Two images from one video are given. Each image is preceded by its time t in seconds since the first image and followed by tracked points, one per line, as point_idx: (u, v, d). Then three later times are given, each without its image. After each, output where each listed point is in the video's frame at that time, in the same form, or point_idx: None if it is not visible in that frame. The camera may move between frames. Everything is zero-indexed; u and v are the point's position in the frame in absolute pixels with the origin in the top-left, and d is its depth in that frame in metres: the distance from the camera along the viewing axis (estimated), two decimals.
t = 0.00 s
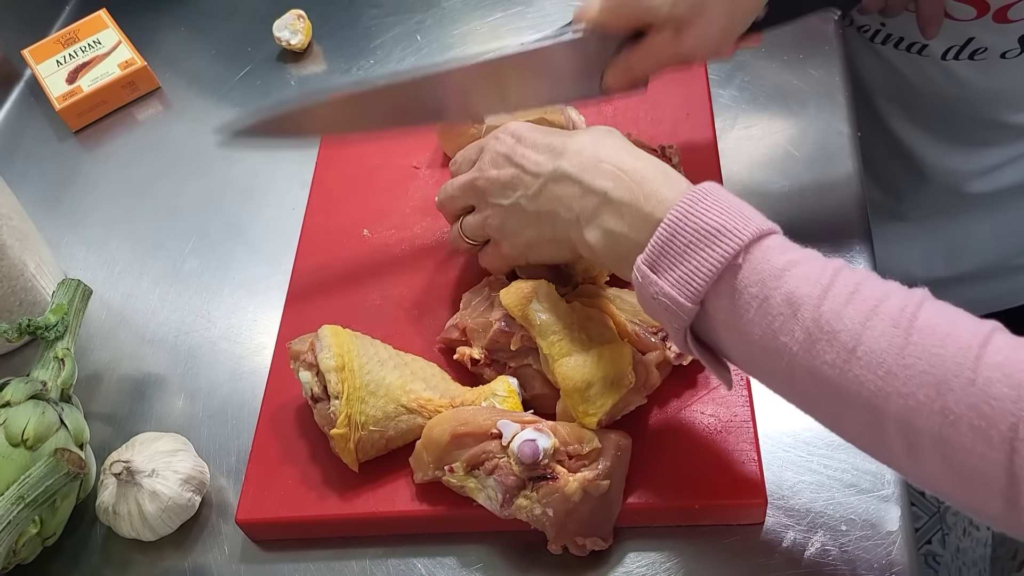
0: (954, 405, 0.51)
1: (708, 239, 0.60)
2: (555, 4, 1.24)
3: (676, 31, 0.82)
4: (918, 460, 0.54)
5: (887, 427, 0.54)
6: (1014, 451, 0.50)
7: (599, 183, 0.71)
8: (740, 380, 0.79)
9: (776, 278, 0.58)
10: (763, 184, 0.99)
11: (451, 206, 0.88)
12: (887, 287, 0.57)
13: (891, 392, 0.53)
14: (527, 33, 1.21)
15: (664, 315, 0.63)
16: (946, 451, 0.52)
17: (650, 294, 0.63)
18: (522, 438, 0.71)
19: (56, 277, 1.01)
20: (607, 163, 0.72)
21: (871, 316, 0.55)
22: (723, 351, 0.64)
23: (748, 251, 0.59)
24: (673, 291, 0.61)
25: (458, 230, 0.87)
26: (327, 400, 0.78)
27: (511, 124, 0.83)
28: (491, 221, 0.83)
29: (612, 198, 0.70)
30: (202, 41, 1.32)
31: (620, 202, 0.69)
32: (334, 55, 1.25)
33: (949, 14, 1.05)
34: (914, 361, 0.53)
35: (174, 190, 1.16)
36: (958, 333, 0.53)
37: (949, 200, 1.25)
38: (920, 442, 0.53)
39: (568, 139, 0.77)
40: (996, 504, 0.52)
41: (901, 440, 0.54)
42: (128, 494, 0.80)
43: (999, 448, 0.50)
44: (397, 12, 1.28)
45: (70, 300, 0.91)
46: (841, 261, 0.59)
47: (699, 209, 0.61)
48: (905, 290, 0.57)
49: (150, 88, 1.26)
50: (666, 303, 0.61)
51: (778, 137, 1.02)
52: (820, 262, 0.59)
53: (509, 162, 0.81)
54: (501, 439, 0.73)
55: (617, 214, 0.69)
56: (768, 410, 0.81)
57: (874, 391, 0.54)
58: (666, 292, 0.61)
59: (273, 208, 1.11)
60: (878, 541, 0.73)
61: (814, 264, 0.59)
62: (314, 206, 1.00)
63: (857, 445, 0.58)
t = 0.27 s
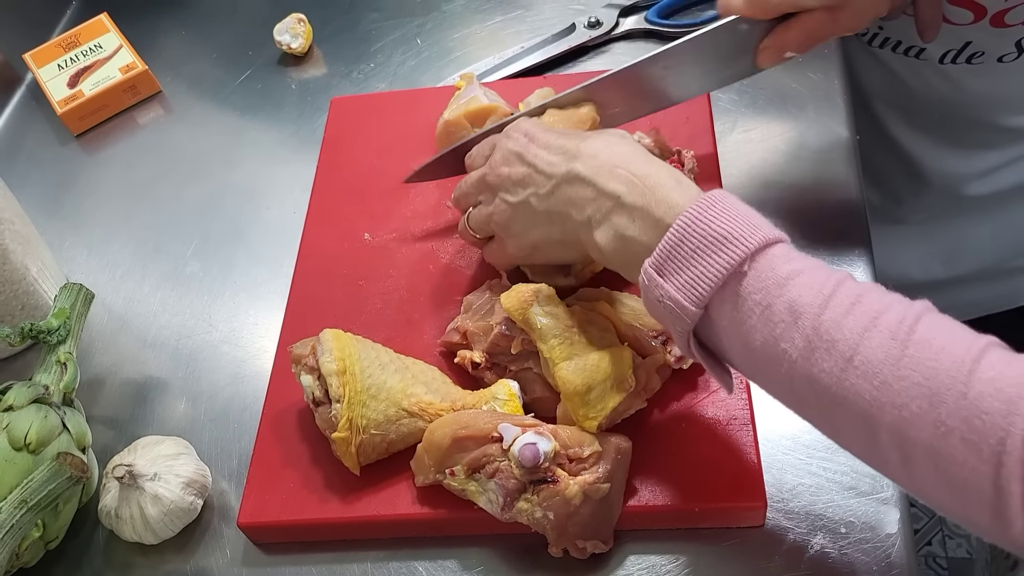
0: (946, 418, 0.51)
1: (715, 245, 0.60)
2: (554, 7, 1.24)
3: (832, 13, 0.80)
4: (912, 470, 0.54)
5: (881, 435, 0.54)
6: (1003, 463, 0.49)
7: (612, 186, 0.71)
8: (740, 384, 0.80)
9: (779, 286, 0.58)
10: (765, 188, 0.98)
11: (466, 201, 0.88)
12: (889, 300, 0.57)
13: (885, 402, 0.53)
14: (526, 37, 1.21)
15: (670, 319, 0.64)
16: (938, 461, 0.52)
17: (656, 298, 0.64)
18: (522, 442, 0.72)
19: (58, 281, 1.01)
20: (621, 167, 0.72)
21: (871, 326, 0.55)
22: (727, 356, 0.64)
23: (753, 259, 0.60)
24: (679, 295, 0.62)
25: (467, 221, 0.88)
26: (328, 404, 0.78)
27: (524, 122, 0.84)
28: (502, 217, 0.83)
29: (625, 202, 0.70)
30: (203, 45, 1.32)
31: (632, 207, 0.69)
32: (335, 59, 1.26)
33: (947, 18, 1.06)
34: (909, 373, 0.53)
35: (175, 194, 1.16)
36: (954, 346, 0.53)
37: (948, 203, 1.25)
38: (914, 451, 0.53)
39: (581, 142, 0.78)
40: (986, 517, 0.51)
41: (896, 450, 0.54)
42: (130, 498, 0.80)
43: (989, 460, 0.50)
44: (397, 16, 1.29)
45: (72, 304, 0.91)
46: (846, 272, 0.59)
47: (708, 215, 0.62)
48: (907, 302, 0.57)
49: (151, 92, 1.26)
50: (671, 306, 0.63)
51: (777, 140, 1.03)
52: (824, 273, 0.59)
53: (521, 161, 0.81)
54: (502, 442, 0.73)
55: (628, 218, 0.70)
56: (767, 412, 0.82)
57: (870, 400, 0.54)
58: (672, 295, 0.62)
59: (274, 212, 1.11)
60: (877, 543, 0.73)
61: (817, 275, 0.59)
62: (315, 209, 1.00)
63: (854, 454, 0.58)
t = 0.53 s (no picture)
0: (946, 420, 0.52)
1: (716, 252, 0.62)
2: (559, 14, 1.24)
3: (659, 124, 0.91)
4: (911, 473, 0.55)
5: (884, 439, 0.55)
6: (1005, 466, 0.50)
7: (614, 196, 0.72)
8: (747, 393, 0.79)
9: (780, 290, 0.60)
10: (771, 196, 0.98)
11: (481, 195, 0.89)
12: (888, 301, 0.58)
13: (886, 404, 0.55)
14: (531, 44, 1.21)
15: (672, 324, 0.65)
16: (940, 464, 0.53)
17: (658, 304, 0.65)
18: (529, 451, 0.71)
19: (62, 289, 1.01)
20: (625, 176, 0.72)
21: (869, 329, 0.57)
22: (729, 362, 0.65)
23: (753, 264, 0.61)
24: (680, 301, 0.63)
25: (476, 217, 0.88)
26: (333, 413, 0.78)
27: (539, 124, 0.83)
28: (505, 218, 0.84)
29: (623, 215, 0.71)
30: (206, 52, 1.32)
31: (634, 218, 0.70)
32: (339, 66, 1.26)
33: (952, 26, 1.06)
34: (908, 376, 0.54)
35: (179, 203, 1.16)
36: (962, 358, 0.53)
37: (952, 211, 1.24)
38: (915, 455, 0.54)
39: (589, 146, 0.77)
40: (987, 518, 0.53)
41: (896, 454, 0.55)
42: (135, 508, 0.80)
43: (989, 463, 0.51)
44: (401, 23, 1.29)
45: (76, 313, 0.91)
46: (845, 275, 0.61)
47: (708, 222, 0.63)
48: (904, 305, 0.58)
49: (155, 100, 1.26)
50: (672, 312, 0.64)
51: (784, 148, 1.02)
52: (824, 277, 0.61)
53: (530, 161, 0.81)
54: (508, 452, 0.72)
55: (627, 228, 0.71)
56: (776, 421, 0.81)
57: (871, 403, 0.55)
58: (673, 302, 0.63)
59: (278, 220, 1.11)
60: (888, 553, 0.72)
61: (817, 279, 0.60)
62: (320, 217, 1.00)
63: (857, 455, 0.59)
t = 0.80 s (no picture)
0: (991, 462, 0.48)
1: (731, 287, 0.58)
2: (562, 27, 1.24)
3: (763, 94, 0.89)
4: (952, 520, 0.51)
5: (919, 485, 0.52)
6: None
7: (621, 230, 0.69)
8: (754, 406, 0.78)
9: (803, 327, 0.56)
10: (776, 209, 0.98)
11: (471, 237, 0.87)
12: (917, 338, 0.55)
13: (923, 448, 0.51)
14: (534, 56, 1.21)
15: (686, 366, 0.61)
16: (983, 510, 0.49)
17: (670, 344, 0.60)
18: (534, 463, 0.70)
19: (61, 300, 1.00)
20: (632, 211, 0.69)
21: (902, 367, 0.53)
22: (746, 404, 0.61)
23: (772, 301, 0.57)
24: (695, 340, 0.59)
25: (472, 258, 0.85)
26: (334, 424, 0.77)
27: (532, 161, 0.82)
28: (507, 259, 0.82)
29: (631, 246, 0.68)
30: (208, 64, 1.32)
31: (642, 251, 0.66)
32: (341, 78, 1.25)
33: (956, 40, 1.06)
34: (946, 417, 0.50)
35: (179, 213, 1.15)
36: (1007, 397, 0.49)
37: (959, 228, 1.24)
38: (957, 501, 0.50)
39: (590, 184, 0.76)
40: None
41: (935, 498, 0.51)
42: (131, 521, 0.78)
43: None
44: (404, 35, 1.28)
45: (74, 323, 0.90)
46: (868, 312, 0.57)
47: (721, 258, 0.59)
48: (936, 341, 0.55)
49: (156, 111, 1.26)
50: (687, 353, 0.59)
51: (788, 160, 1.02)
52: (848, 313, 0.57)
53: (528, 203, 0.80)
54: (513, 464, 0.71)
55: (637, 263, 0.67)
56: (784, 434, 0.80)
57: (907, 448, 0.51)
58: (688, 342, 0.59)
59: (279, 231, 1.10)
60: (898, 569, 0.71)
61: (841, 315, 0.56)
62: (322, 228, 0.99)
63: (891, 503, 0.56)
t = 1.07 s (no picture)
0: None
1: (788, 291, 0.56)
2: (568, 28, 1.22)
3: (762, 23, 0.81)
4: None
5: (993, 503, 0.50)
6: None
7: (662, 228, 0.65)
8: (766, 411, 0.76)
9: (864, 334, 0.54)
10: (788, 213, 0.96)
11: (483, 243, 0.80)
12: (981, 349, 0.52)
13: (998, 464, 0.49)
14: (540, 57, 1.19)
15: (735, 374, 0.59)
16: None
17: (720, 350, 0.58)
18: (542, 470, 0.68)
19: (56, 300, 0.98)
20: (674, 208, 0.66)
21: (973, 379, 0.51)
22: (796, 414, 0.59)
23: (830, 305, 0.55)
24: (748, 346, 0.57)
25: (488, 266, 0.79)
26: (336, 428, 0.74)
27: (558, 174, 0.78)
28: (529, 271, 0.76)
29: (674, 244, 0.64)
30: (209, 63, 1.30)
31: (685, 250, 0.63)
32: (344, 78, 1.24)
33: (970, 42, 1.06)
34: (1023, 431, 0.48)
35: (178, 213, 1.13)
36: None
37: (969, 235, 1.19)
38: None
39: (621, 185, 0.72)
40: None
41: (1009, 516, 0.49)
42: (126, 526, 0.76)
43: None
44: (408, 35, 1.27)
45: (69, 323, 0.87)
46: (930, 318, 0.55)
47: (774, 260, 0.57)
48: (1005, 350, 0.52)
49: (156, 109, 1.24)
50: (738, 360, 0.57)
51: (800, 163, 1.00)
52: (909, 321, 0.55)
53: (556, 209, 0.75)
54: (520, 471, 0.69)
55: (680, 263, 0.63)
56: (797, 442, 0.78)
57: (981, 464, 0.49)
58: (740, 348, 0.57)
59: (280, 232, 1.08)
60: None
61: (903, 323, 0.55)
62: (324, 229, 0.97)
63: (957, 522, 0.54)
